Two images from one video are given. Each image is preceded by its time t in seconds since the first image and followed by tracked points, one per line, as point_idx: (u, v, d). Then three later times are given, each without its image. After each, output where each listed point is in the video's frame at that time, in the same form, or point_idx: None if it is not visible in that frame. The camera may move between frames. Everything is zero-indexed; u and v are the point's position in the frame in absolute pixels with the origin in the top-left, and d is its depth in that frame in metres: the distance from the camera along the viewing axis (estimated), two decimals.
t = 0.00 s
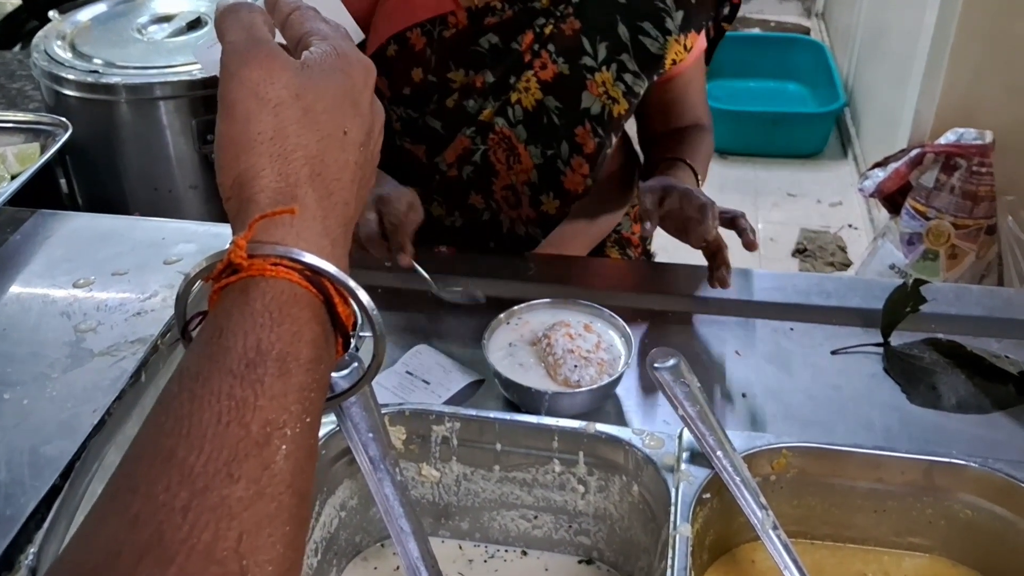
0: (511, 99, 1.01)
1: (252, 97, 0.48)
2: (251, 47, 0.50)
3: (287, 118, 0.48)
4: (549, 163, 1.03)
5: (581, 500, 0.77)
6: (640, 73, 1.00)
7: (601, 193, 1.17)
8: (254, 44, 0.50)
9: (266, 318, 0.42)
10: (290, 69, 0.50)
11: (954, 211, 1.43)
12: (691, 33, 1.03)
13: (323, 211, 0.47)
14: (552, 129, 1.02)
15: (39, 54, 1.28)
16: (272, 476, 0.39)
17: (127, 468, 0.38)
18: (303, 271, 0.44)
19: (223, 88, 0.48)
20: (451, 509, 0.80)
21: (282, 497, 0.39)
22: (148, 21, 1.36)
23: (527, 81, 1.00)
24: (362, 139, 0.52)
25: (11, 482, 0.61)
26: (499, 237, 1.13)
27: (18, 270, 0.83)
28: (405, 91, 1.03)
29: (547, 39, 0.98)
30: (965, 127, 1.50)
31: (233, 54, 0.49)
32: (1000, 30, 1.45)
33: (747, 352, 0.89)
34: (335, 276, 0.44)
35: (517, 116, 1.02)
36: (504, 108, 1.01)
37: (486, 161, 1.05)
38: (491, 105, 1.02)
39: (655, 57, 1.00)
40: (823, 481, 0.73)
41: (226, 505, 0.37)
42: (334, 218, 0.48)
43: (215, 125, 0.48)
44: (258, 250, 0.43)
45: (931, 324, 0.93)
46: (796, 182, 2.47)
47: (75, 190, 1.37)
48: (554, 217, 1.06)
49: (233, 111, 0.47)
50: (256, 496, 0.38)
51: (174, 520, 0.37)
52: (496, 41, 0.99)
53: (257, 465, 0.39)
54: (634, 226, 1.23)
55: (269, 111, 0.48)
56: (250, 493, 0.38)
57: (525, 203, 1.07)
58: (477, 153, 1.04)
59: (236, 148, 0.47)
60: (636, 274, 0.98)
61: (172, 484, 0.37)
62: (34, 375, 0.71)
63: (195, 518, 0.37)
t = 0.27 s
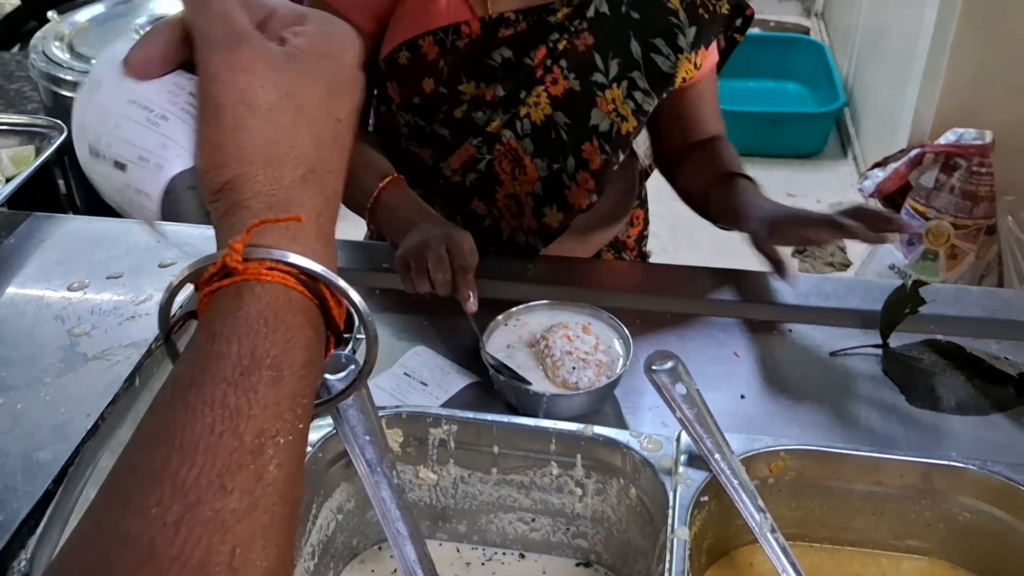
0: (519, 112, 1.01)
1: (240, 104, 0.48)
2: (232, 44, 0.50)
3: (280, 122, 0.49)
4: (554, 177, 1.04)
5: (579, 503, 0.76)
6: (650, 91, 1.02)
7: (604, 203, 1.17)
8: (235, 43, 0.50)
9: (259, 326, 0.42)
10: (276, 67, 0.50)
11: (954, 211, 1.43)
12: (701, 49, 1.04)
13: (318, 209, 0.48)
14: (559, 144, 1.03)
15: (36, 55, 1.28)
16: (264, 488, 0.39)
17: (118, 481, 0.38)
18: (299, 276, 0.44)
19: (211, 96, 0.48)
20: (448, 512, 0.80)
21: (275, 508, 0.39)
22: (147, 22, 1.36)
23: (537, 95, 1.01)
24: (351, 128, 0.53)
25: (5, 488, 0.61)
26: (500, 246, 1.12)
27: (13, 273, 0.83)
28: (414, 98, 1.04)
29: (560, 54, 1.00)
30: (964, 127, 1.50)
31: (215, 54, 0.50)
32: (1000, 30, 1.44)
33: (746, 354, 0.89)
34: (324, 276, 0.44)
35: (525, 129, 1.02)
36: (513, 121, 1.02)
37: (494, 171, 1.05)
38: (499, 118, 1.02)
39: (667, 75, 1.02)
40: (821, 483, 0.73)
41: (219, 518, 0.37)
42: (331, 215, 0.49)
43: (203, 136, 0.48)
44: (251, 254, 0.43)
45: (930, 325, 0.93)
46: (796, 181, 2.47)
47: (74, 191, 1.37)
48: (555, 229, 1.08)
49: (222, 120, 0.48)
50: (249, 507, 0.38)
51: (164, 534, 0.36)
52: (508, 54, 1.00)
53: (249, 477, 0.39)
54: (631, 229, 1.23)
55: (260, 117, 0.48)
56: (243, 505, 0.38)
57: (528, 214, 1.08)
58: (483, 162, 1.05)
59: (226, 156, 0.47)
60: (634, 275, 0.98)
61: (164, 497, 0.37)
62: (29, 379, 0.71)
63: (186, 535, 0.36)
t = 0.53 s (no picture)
0: (514, 120, 1.03)
1: (194, 105, 0.51)
2: (176, 46, 0.52)
3: (234, 120, 0.52)
4: (550, 182, 1.06)
5: (580, 504, 0.76)
6: (649, 95, 1.01)
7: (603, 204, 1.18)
8: (179, 44, 0.52)
9: (238, 323, 0.44)
10: (221, 64, 0.53)
11: (954, 211, 1.43)
12: (708, 46, 1.00)
13: (286, 203, 0.51)
14: (555, 150, 1.04)
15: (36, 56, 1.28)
16: (249, 487, 0.40)
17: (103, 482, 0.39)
18: (276, 273, 0.46)
19: (160, 99, 0.50)
20: (449, 513, 0.79)
21: (260, 505, 0.40)
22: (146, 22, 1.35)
23: (531, 103, 1.02)
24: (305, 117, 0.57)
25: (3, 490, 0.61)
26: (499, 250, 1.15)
27: (12, 275, 0.83)
28: (407, 103, 1.07)
29: (553, 60, 1.00)
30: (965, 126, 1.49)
31: (159, 57, 0.51)
32: (999, 28, 1.44)
33: (745, 354, 0.89)
34: (307, 276, 0.47)
35: (520, 136, 1.04)
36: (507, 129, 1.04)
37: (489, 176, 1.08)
38: (493, 125, 1.04)
39: (666, 78, 1.00)
40: (823, 484, 0.73)
41: (203, 518, 0.38)
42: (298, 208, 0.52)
43: (158, 139, 0.51)
44: (227, 254, 0.45)
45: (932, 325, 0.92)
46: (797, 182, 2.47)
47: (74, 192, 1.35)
48: (553, 234, 1.09)
49: (179, 123, 0.50)
50: (235, 506, 0.39)
51: (149, 534, 0.37)
52: (500, 60, 1.01)
53: (234, 474, 0.40)
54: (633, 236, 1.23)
55: (216, 118, 0.51)
56: (227, 504, 0.39)
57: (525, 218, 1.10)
58: (477, 169, 1.08)
59: (189, 160, 0.50)
60: (636, 275, 0.97)
61: (147, 498, 0.38)
62: (27, 380, 0.71)
63: (173, 535, 0.37)
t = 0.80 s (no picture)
0: (505, 124, 1.02)
1: (195, 104, 0.51)
2: (176, 44, 0.51)
3: (235, 118, 0.52)
4: (543, 187, 1.04)
5: (584, 505, 0.76)
6: (641, 99, 0.98)
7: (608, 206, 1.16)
8: (180, 41, 0.51)
9: (240, 323, 0.44)
10: (223, 61, 0.52)
11: (956, 211, 1.43)
12: (704, 51, 0.97)
13: (291, 202, 0.52)
14: (546, 155, 1.02)
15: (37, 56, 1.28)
16: (255, 488, 0.40)
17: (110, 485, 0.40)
18: (280, 271, 0.46)
19: (160, 98, 0.50)
20: (452, 513, 0.79)
21: (266, 507, 0.40)
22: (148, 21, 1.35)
23: (522, 107, 1.01)
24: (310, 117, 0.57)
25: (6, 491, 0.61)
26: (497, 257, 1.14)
27: (13, 275, 0.83)
28: (398, 103, 1.08)
29: (543, 65, 0.99)
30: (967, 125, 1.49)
31: (159, 56, 0.50)
32: (1001, 29, 1.44)
33: (749, 354, 0.88)
34: (312, 275, 0.46)
35: (511, 142, 1.03)
36: (498, 134, 1.03)
37: (482, 181, 1.08)
38: (485, 131, 1.04)
39: (659, 82, 0.97)
40: (828, 485, 0.73)
41: (209, 520, 0.39)
42: (303, 207, 0.52)
43: (160, 139, 0.51)
44: (228, 254, 0.45)
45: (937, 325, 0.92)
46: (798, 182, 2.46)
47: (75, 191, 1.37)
48: (547, 239, 1.06)
49: (179, 123, 0.50)
50: (240, 508, 0.40)
51: (156, 537, 0.38)
52: (489, 63, 1.01)
53: (240, 475, 0.40)
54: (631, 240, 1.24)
55: (217, 116, 0.51)
56: (233, 505, 0.39)
57: (519, 224, 1.08)
58: (470, 175, 1.08)
59: (190, 159, 0.50)
60: (639, 274, 0.97)
61: (153, 500, 0.38)
62: (29, 381, 0.70)
63: (178, 537, 0.38)
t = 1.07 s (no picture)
0: (491, 124, 0.98)
1: (184, 106, 0.52)
2: (164, 47, 0.52)
3: (224, 120, 0.52)
4: (531, 187, 1.00)
5: (584, 505, 0.76)
6: (629, 97, 0.94)
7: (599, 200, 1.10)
8: (168, 45, 0.53)
9: (232, 326, 0.45)
10: (212, 65, 0.53)
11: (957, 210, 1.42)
12: (693, 51, 0.94)
13: (283, 204, 0.51)
14: (534, 154, 0.98)
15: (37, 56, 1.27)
16: (249, 492, 0.41)
17: (109, 491, 0.40)
18: (272, 274, 0.47)
19: (151, 103, 0.51)
20: (452, 514, 0.79)
21: (262, 511, 0.41)
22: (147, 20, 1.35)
23: (508, 106, 0.97)
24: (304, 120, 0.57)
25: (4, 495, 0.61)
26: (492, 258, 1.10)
27: (12, 277, 0.83)
28: (386, 98, 1.04)
29: (529, 62, 0.95)
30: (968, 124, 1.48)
31: (149, 60, 0.52)
32: (1002, 27, 1.44)
33: (750, 354, 0.88)
34: (306, 277, 0.47)
35: (498, 141, 0.99)
36: (484, 132, 0.99)
37: (472, 180, 1.03)
38: (471, 130, 1.00)
39: (648, 81, 0.93)
40: (829, 486, 0.73)
41: (203, 525, 0.39)
42: (296, 209, 0.52)
43: (150, 142, 0.52)
44: (219, 259, 0.46)
45: (937, 325, 0.92)
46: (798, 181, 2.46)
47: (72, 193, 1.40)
48: (539, 238, 1.04)
49: (169, 126, 0.51)
50: (235, 513, 0.40)
51: (150, 542, 0.38)
52: (475, 60, 0.97)
53: (234, 479, 0.40)
54: (622, 240, 1.18)
55: (205, 118, 0.52)
56: (227, 510, 0.40)
57: (508, 223, 1.05)
58: (458, 176, 1.04)
59: (179, 162, 0.51)
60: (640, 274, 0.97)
61: (146, 506, 0.39)
62: (28, 384, 0.70)
63: (172, 542, 0.38)
